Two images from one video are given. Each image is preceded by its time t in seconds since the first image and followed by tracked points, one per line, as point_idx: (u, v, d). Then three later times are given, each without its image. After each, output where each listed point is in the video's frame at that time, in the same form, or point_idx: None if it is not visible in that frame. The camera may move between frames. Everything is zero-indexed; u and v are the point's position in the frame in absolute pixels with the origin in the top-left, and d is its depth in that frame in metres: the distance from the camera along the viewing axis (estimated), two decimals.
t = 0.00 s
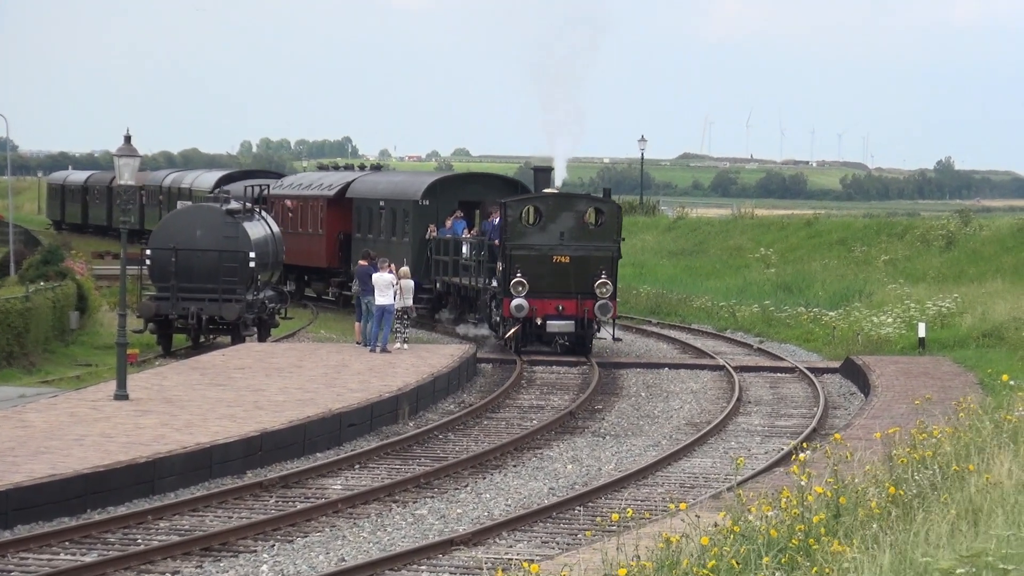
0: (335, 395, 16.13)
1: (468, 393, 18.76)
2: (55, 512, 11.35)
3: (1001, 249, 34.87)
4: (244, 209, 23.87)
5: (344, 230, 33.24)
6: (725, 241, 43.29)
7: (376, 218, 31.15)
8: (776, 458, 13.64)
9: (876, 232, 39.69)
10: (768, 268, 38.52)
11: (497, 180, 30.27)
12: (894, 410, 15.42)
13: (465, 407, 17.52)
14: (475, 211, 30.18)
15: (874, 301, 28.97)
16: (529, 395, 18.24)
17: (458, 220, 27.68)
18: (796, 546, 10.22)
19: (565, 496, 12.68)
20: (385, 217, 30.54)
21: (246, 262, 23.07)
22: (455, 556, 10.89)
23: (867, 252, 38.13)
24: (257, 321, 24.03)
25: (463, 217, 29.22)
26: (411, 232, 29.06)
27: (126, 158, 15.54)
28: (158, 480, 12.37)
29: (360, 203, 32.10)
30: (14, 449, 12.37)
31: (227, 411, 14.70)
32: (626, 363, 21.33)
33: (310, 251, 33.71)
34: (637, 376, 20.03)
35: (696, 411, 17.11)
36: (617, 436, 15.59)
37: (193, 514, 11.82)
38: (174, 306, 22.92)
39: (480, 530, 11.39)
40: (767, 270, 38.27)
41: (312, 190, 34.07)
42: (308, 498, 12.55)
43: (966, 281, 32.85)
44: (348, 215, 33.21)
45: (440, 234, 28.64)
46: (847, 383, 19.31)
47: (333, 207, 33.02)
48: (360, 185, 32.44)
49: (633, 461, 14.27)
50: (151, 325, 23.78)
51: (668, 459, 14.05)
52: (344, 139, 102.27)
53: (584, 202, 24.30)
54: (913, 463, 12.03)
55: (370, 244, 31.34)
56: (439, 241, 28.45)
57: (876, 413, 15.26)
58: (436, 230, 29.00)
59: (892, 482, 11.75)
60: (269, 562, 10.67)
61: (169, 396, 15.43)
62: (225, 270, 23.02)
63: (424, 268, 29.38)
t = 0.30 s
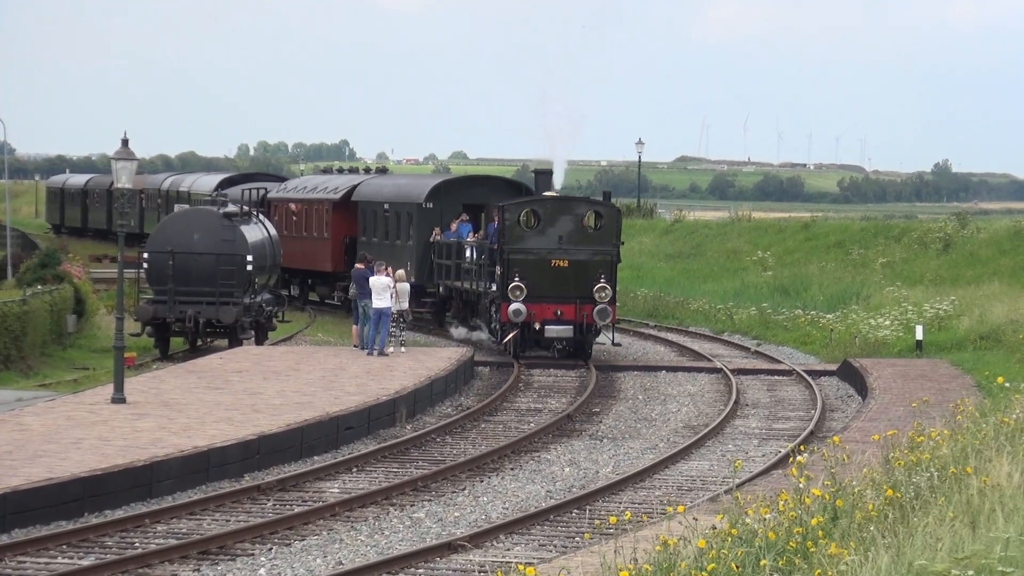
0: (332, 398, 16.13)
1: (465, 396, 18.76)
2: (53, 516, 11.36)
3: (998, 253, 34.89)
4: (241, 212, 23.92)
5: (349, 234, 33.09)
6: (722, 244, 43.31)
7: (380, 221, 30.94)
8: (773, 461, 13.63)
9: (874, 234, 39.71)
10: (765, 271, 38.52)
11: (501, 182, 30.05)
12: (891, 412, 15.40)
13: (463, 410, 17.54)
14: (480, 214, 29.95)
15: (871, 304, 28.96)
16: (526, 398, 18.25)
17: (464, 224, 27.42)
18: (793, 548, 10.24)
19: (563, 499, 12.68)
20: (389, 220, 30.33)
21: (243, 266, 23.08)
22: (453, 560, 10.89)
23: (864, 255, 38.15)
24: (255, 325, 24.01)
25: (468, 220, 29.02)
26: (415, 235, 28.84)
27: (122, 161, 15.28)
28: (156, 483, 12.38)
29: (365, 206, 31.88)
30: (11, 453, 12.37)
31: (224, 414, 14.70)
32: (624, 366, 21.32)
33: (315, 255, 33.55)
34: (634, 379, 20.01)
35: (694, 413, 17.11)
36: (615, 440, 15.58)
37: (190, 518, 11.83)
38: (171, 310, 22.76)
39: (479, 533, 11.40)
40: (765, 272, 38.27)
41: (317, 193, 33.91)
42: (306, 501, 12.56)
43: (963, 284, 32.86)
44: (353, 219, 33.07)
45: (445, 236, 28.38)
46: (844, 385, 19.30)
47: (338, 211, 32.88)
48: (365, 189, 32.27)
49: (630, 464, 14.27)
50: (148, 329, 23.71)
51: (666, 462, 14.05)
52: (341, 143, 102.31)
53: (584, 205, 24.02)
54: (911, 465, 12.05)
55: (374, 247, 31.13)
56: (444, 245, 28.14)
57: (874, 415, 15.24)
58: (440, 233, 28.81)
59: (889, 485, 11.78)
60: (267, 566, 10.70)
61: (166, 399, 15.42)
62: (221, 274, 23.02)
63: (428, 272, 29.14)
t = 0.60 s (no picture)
0: (331, 400, 16.13)
1: (463, 398, 18.75)
2: (50, 518, 11.38)
3: (995, 255, 34.91)
4: (239, 214, 23.91)
5: (355, 237, 32.91)
6: (719, 247, 43.32)
7: (385, 224, 30.73)
8: (771, 463, 13.61)
9: (871, 237, 39.70)
10: (763, 273, 38.51)
11: (506, 185, 29.87)
12: (889, 414, 15.37)
13: (461, 412, 17.54)
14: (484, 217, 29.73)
15: (869, 306, 28.95)
16: (523, 400, 18.25)
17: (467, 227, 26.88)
18: (793, 551, 10.28)
19: (560, 501, 12.67)
20: (394, 223, 30.12)
21: (240, 268, 23.08)
22: (450, 562, 10.90)
23: (862, 257, 38.15)
24: (252, 328, 24.01)
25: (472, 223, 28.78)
26: (420, 238, 28.61)
27: (120, 164, 15.10)
28: (154, 486, 12.38)
29: (370, 208, 31.68)
30: (9, 456, 12.37)
31: (223, 417, 14.70)
32: (621, 369, 21.31)
33: (321, 258, 33.34)
34: (631, 382, 20.00)
35: (691, 416, 17.11)
36: (612, 442, 15.59)
37: (188, 521, 11.84)
38: (168, 313, 22.78)
39: (476, 535, 11.41)
40: (762, 274, 38.27)
41: (323, 196, 33.74)
42: (304, 504, 12.56)
43: (960, 285, 32.86)
44: (359, 222, 32.89)
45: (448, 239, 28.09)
46: (842, 387, 19.30)
47: (344, 214, 32.71)
48: (370, 191, 32.07)
49: (628, 466, 14.26)
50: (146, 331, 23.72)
51: (663, 464, 14.04)
52: (339, 145, 102.24)
53: (582, 208, 23.76)
54: (909, 467, 12.07)
55: (380, 250, 30.92)
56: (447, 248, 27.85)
57: (872, 417, 15.22)
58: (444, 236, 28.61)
59: (888, 487, 11.80)
60: (264, 568, 10.71)
61: (164, 402, 15.41)
62: (219, 276, 23.00)
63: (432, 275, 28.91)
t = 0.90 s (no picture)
0: (332, 399, 16.47)
1: (461, 397, 19.10)
2: (59, 514, 11.73)
3: (978, 258, 35.24)
4: (243, 218, 24.17)
5: (364, 241, 33.10)
6: (710, 250, 43.64)
7: (393, 228, 30.88)
8: (761, 460, 13.95)
9: (858, 241, 40.03)
10: (753, 276, 38.84)
11: (510, 189, 30.06)
12: (875, 413, 15.69)
13: (459, 411, 17.88)
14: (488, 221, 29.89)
15: (856, 307, 29.28)
16: (520, 399, 18.60)
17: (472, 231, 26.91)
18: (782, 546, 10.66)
19: (556, 497, 13.01)
20: (401, 227, 30.27)
21: (245, 271, 23.39)
22: (448, 556, 11.25)
23: (849, 260, 38.46)
24: (256, 328, 24.39)
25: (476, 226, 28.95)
26: (425, 242, 28.76)
27: (124, 169, 15.16)
28: (160, 482, 12.73)
29: (378, 213, 31.85)
30: (20, 453, 12.71)
31: (227, 415, 15.03)
32: (616, 368, 21.62)
33: (330, 262, 33.50)
34: (625, 381, 20.32)
35: (683, 414, 17.45)
36: (607, 440, 15.92)
37: (194, 516, 12.20)
38: (174, 314, 23.17)
39: (474, 530, 11.75)
40: (752, 277, 38.58)
41: (332, 201, 33.93)
42: (306, 499, 12.90)
43: (945, 288, 33.19)
44: (369, 226, 33.07)
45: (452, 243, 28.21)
46: (830, 387, 19.64)
47: (354, 218, 32.92)
48: (378, 196, 32.25)
49: (622, 463, 14.60)
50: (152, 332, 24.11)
51: (656, 461, 14.38)
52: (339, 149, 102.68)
53: (579, 212, 23.93)
54: (895, 464, 12.41)
55: (387, 254, 31.10)
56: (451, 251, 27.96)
57: (859, 416, 15.53)
58: (449, 240, 28.76)
59: (874, 483, 12.15)
60: (267, 562, 11.07)
61: (170, 401, 15.74)
62: (224, 279, 23.33)
63: (436, 279, 29.04)
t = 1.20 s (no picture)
0: (336, 395, 16.88)
1: (462, 394, 19.52)
2: (72, 506, 12.13)
3: (963, 259, 35.62)
4: (251, 220, 24.65)
5: (377, 243, 33.39)
6: (702, 251, 44.04)
7: (403, 231, 31.21)
8: (752, 454, 14.36)
9: (846, 242, 40.41)
10: (744, 276, 39.23)
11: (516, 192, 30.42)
12: (863, 408, 16.09)
13: (460, 406, 18.30)
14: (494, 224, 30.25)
15: (844, 307, 29.69)
16: (519, 395, 19.02)
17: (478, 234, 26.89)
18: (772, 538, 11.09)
19: (554, 491, 13.43)
20: (411, 229, 30.58)
21: (253, 271, 23.77)
22: (449, 547, 11.67)
23: (838, 261, 38.83)
24: (264, 327, 24.79)
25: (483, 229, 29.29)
26: (434, 244, 29.13)
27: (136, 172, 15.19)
28: (170, 475, 13.14)
29: (389, 216, 32.17)
30: (35, 447, 13.13)
31: (235, 410, 15.44)
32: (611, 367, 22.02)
33: (343, 264, 33.78)
34: (621, 378, 20.73)
35: (677, 410, 17.87)
36: (603, 434, 16.34)
37: (202, 508, 12.61)
38: (185, 312, 23.58)
39: (474, 522, 12.17)
40: (744, 278, 38.97)
41: (345, 203, 34.23)
42: (311, 492, 13.31)
43: (930, 288, 33.57)
44: (381, 229, 33.36)
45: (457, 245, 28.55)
46: (819, 384, 20.06)
47: (366, 221, 33.19)
48: (390, 199, 32.56)
49: (617, 458, 15.01)
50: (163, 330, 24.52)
51: (651, 455, 14.79)
52: (343, 154, 103.11)
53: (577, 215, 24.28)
54: (883, 458, 12.82)
55: (398, 256, 31.42)
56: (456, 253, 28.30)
57: (847, 411, 15.94)
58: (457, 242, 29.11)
59: (862, 477, 12.55)
60: (274, 552, 11.49)
61: (180, 396, 16.15)
62: (233, 278, 23.72)
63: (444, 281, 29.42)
